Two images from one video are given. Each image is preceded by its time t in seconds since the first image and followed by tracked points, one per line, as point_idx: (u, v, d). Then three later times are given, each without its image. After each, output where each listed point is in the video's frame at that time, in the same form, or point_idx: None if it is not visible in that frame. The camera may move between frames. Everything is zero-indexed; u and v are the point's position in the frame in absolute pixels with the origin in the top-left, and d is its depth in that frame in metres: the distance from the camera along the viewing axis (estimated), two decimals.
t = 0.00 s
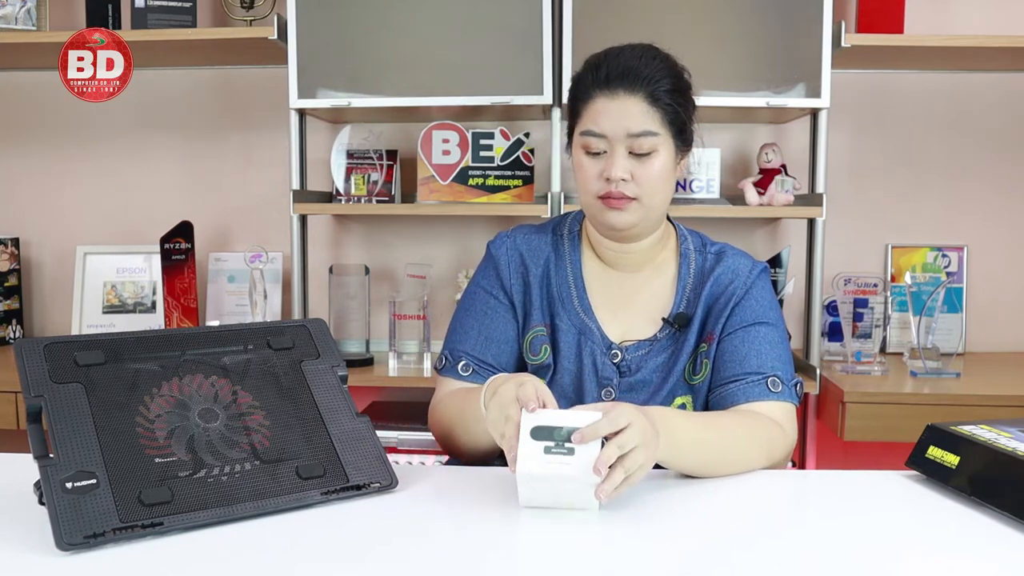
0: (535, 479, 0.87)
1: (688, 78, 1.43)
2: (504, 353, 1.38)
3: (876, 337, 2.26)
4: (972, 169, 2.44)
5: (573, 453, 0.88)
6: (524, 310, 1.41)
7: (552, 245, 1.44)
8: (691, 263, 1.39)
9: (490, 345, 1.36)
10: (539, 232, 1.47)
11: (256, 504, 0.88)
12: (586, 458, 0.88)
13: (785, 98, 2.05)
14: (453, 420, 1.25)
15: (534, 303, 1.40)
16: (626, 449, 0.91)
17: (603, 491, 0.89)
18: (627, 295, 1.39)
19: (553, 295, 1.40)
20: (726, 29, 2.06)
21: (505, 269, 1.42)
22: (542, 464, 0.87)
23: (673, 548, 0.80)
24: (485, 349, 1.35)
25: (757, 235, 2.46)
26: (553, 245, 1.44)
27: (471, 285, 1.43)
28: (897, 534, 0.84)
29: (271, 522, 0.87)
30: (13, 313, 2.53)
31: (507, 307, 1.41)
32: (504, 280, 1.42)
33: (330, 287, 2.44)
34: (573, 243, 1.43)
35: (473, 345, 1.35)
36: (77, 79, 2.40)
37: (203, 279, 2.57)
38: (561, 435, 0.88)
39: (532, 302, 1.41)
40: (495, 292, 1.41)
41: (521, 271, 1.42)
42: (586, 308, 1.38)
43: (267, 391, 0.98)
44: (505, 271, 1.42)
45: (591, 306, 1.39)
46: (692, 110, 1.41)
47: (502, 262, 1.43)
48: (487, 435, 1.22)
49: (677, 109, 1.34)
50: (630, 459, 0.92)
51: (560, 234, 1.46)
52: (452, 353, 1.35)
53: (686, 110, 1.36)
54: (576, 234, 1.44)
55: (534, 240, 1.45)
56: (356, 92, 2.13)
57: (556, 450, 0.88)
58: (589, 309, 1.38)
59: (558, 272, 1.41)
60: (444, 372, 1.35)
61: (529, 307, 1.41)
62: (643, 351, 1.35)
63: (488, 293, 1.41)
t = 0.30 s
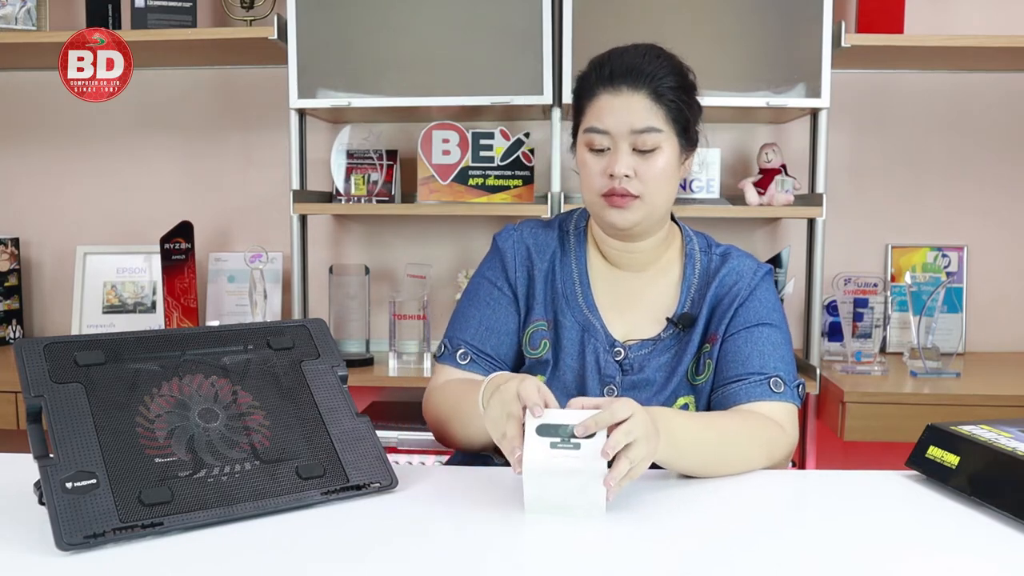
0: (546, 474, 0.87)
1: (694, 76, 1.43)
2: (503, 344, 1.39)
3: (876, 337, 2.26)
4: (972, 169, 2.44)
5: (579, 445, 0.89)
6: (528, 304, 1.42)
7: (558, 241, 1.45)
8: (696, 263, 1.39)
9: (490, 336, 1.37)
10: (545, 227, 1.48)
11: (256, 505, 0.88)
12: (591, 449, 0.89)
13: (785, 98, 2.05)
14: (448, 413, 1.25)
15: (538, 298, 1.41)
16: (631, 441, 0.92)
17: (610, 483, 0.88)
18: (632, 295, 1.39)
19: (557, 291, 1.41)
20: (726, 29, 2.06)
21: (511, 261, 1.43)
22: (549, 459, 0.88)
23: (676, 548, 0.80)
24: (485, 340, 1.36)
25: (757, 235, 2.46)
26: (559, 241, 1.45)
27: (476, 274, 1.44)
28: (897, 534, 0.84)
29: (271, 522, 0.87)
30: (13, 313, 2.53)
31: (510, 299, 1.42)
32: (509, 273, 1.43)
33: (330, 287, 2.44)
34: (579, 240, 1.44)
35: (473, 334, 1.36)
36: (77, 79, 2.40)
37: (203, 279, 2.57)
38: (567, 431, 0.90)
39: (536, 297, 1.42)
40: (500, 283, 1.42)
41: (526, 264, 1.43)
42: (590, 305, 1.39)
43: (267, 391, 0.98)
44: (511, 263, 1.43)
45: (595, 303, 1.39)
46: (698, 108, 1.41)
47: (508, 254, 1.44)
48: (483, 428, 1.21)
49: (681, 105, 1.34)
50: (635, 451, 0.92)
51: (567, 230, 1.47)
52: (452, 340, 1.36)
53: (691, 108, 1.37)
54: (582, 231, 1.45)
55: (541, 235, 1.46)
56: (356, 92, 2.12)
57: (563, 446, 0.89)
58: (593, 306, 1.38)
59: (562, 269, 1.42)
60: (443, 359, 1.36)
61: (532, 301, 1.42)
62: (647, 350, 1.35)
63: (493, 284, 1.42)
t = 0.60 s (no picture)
0: (549, 473, 0.87)
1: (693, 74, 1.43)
2: (509, 337, 1.39)
3: (876, 337, 2.26)
4: (972, 169, 2.44)
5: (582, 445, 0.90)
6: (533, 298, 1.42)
7: (565, 237, 1.46)
8: (701, 264, 1.40)
9: (496, 329, 1.37)
10: (552, 223, 1.48)
11: (256, 505, 0.88)
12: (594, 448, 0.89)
13: (785, 98, 2.05)
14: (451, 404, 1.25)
15: (544, 292, 1.41)
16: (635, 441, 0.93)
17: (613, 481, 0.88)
18: (637, 294, 1.40)
19: (563, 285, 1.41)
20: (726, 29, 2.06)
21: (518, 256, 1.44)
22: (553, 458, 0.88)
23: (679, 548, 0.80)
24: (491, 333, 1.37)
25: (757, 235, 2.46)
26: (565, 237, 1.46)
27: (483, 267, 1.44)
28: (897, 534, 0.84)
29: (271, 522, 0.87)
30: (13, 313, 2.53)
31: (516, 293, 1.42)
32: (516, 267, 1.43)
33: (331, 287, 2.44)
34: (586, 236, 1.45)
35: (478, 326, 1.37)
36: (77, 79, 2.40)
37: (202, 279, 2.57)
38: (571, 430, 0.91)
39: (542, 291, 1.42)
40: (506, 276, 1.42)
41: (533, 259, 1.44)
42: (595, 300, 1.39)
43: (267, 391, 0.98)
44: (518, 257, 1.43)
45: (601, 299, 1.39)
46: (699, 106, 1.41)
47: (515, 247, 1.44)
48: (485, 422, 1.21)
49: (680, 102, 1.34)
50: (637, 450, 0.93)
51: (572, 226, 1.47)
52: (457, 332, 1.36)
53: (691, 105, 1.37)
54: (588, 227, 1.46)
55: (547, 230, 1.46)
56: (356, 92, 2.12)
57: (567, 445, 0.90)
58: (599, 301, 1.39)
59: (569, 264, 1.42)
60: (446, 350, 1.36)
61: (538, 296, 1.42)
62: (651, 348, 1.35)
63: (499, 277, 1.42)
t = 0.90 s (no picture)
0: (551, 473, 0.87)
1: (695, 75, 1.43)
2: (499, 329, 1.41)
3: (876, 337, 2.26)
4: (972, 169, 2.44)
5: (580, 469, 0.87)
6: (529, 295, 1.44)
7: (566, 237, 1.46)
8: (702, 264, 1.40)
9: (486, 321, 1.40)
10: (554, 222, 1.49)
11: (256, 505, 0.88)
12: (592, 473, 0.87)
13: (785, 98, 2.05)
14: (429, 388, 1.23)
15: (542, 291, 1.42)
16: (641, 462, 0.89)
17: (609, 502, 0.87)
18: (637, 293, 1.40)
19: (562, 284, 1.42)
20: (726, 29, 2.06)
21: (517, 252, 1.45)
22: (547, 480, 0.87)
23: (680, 549, 0.80)
24: (480, 324, 1.39)
25: (757, 235, 2.46)
26: (566, 236, 1.46)
27: (483, 262, 1.46)
28: (897, 534, 0.84)
29: (271, 522, 0.87)
30: (13, 313, 2.53)
31: (512, 289, 1.44)
32: (514, 263, 1.45)
33: (331, 287, 2.44)
34: (586, 237, 1.45)
35: (469, 317, 1.39)
36: (77, 79, 2.40)
37: (203, 279, 2.57)
38: (568, 451, 0.87)
39: (539, 290, 1.43)
40: (503, 272, 1.44)
41: (532, 256, 1.45)
42: (595, 301, 1.39)
43: (267, 391, 0.98)
44: (517, 254, 1.45)
45: (601, 299, 1.39)
46: (701, 106, 1.41)
47: (514, 244, 1.46)
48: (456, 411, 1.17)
49: (683, 102, 1.34)
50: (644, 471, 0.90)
51: (574, 227, 1.48)
52: (447, 320, 1.39)
53: (693, 105, 1.37)
54: (589, 228, 1.46)
55: (549, 230, 1.47)
56: (356, 92, 2.12)
57: (563, 469, 0.87)
58: (599, 301, 1.39)
59: (569, 265, 1.43)
60: (437, 339, 1.39)
61: (535, 293, 1.43)
62: (652, 346, 1.35)
63: (497, 272, 1.44)
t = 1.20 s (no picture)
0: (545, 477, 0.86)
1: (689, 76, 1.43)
2: (491, 314, 1.40)
3: (876, 337, 2.26)
4: (972, 169, 2.44)
5: (570, 499, 0.85)
6: (523, 288, 1.43)
7: (561, 238, 1.47)
8: (696, 261, 1.40)
9: (479, 303, 1.39)
10: (549, 222, 1.50)
11: (256, 505, 0.88)
12: (581, 501, 0.85)
13: (785, 98, 2.05)
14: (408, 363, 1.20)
15: (536, 287, 1.43)
16: (639, 494, 0.86)
17: (598, 525, 0.86)
18: (633, 293, 1.40)
19: (557, 284, 1.43)
20: (726, 29, 2.06)
21: (513, 246, 1.46)
22: (536, 512, 0.84)
23: (678, 549, 0.80)
24: (472, 305, 1.38)
25: (757, 235, 2.46)
26: (561, 237, 1.47)
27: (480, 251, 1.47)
28: (897, 534, 0.84)
29: (271, 522, 0.87)
30: (13, 313, 2.53)
31: (506, 280, 1.44)
32: (510, 254, 1.45)
33: (330, 287, 2.44)
34: (581, 238, 1.45)
35: (462, 297, 1.38)
36: (77, 79, 2.40)
37: (203, 278, 2.57)
38: (557, 480, 0.85)
39: (533, 287, 1.43)
40: (499, 261, 1.45)
41: (528, 251, 1.46)
42: (591, 302, 1.39)
43: (267, 391, 0.98)
44: (512, 247, 1.46)
45: (596, 300, 1.40)
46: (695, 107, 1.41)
47: (510, 239, 1.47)
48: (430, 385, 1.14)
49: (678, 104, 1.34)
50: (641, 503, 0.86)
51: (568, 227, 1.48)
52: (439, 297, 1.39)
53: (688, 107, 1.37)
54: (584, 228, 1.47)
55: (545, 230, 1.48)
56: (356, 92, 2.12)
57: (553, 498, 0.85)
58: (594, 303, 1.39)
59: (564, 265, 1.43)
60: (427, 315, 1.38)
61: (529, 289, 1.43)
62: (647, 345, 1.35)
63: (493, 261, 1.45)
